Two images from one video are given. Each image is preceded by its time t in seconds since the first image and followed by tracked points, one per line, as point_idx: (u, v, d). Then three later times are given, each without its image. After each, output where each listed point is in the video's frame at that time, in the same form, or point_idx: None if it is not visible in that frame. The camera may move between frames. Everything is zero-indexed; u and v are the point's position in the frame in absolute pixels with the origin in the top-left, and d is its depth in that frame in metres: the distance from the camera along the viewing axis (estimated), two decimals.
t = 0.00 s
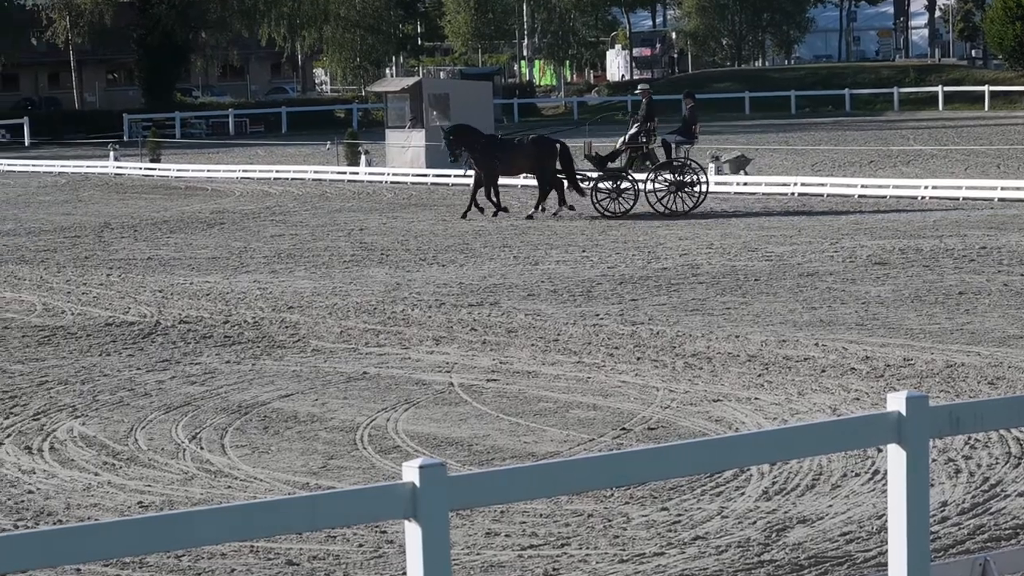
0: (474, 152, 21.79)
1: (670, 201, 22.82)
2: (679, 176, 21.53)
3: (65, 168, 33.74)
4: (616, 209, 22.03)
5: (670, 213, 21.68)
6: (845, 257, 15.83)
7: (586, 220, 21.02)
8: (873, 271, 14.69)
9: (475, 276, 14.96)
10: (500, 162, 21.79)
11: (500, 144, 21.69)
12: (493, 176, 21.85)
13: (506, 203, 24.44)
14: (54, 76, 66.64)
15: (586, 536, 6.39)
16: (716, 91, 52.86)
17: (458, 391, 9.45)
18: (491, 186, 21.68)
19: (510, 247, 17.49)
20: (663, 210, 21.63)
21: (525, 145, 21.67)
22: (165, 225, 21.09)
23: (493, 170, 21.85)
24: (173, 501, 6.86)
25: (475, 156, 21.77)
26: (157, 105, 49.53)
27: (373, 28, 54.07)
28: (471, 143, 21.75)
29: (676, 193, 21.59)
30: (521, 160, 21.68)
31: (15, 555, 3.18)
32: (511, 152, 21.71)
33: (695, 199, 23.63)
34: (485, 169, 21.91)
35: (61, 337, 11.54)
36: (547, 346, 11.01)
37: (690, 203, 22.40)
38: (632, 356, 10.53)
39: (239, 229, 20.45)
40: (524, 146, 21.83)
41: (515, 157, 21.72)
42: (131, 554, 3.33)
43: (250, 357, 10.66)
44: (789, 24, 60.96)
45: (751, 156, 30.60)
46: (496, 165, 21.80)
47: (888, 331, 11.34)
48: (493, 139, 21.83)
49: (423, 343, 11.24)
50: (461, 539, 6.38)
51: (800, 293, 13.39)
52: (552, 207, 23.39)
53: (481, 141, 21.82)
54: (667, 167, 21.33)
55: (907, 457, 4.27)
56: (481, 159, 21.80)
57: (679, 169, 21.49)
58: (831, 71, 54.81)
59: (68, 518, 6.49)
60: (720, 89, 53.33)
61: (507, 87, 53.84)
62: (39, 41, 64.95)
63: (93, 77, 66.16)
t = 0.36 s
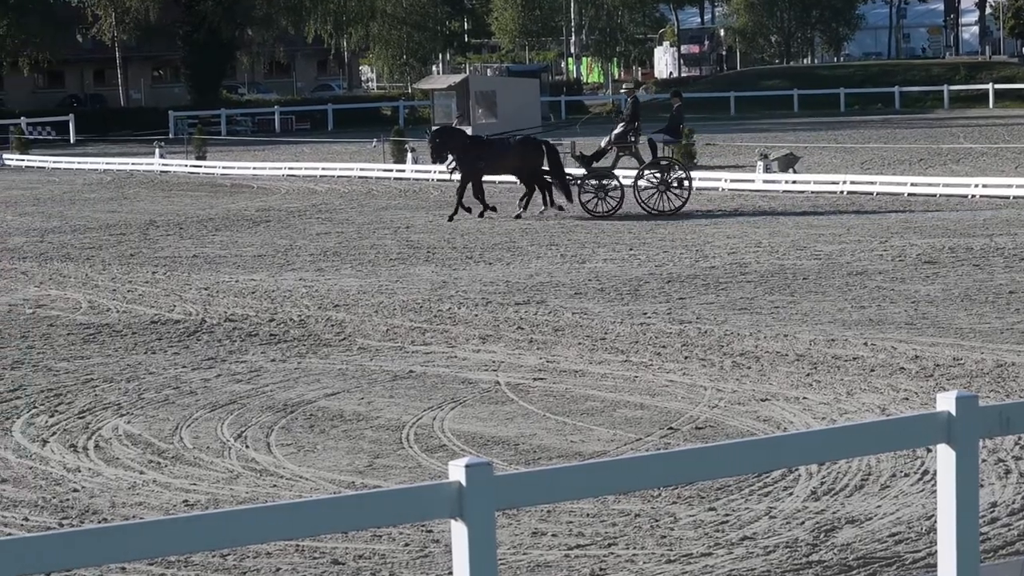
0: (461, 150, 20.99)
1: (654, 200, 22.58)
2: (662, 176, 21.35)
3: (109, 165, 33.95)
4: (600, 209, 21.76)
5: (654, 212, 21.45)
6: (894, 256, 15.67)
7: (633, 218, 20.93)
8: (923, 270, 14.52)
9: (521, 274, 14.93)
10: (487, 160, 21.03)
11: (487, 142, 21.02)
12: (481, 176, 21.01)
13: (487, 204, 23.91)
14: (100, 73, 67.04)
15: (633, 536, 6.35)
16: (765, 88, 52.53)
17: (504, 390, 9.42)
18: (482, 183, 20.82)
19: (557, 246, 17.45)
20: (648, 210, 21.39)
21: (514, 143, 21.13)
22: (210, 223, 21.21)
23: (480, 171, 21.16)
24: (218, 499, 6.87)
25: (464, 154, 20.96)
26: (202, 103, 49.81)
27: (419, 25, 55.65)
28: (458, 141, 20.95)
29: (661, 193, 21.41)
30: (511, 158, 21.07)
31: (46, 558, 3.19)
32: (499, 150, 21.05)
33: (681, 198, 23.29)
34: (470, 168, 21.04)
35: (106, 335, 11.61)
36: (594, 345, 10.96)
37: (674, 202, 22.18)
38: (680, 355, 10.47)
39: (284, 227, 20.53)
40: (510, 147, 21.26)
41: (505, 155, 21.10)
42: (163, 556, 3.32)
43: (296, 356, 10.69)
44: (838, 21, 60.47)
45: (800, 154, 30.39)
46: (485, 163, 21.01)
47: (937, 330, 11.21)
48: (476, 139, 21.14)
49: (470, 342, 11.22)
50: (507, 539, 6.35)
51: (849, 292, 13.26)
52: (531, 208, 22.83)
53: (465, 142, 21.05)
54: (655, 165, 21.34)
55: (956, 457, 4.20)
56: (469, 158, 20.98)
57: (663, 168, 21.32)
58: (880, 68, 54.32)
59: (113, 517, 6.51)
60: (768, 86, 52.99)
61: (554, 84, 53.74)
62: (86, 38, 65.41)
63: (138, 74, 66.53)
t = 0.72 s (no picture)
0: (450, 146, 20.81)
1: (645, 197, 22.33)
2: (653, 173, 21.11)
3: (159, 160, 34.19)
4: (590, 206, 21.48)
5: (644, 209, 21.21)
6: (951, 252, 15.46)
7: (684, 212, 20.81)
8: (980, 266, 14.31)
9: (573, 270, 14.88)
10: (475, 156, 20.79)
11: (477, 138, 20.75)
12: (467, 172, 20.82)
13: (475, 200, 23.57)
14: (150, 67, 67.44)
15: (685, 535, 6.29)
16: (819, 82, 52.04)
17: (555, 387, 9.38)
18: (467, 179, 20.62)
19: (609, 241, 17.38)
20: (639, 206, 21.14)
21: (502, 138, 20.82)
22: (258, 218, 21.30)
23: (468, 168, 20.88)
24: (266, 497, 6.87)
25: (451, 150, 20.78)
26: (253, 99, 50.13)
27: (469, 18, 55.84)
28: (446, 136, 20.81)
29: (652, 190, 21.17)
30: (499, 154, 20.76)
31: (90, 553, 3.27)
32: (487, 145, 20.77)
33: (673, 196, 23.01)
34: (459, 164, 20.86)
35: (155, 331, 11.70)
36: (646, 341, 10.89)
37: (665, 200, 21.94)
38: (733, 352, 10.38)
39: (332, 222, 20.58)
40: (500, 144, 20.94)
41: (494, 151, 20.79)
42: (200, 555, 3.39)
43: (344, 352, 10.69)
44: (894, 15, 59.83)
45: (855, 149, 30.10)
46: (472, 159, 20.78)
47: (995, 327, 11.04)
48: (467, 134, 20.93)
49: (521, 338, 11.19)
50: (558, 538, 6.30)
51: (904, 289, 13.10)
52: (519, 205, 22.49)
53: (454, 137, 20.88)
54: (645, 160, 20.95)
55: (1013, 457, 4.13)
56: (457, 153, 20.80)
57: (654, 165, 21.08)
58: (937, 61, 53.69)
59: (160, 514, 6.52)
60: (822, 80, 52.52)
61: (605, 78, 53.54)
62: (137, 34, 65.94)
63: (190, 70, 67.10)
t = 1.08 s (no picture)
0: (451, 148, 20.69)
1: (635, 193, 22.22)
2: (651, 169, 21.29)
3: (214, 153, 34.43)
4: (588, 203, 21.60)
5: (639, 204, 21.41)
6: (1017, 248, 15.20)
7: (743, 208, 20.64)
8: None
9: (632, 266, 14.81)
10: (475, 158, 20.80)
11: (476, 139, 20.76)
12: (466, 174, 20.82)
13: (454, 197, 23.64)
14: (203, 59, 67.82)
15: (744, 534, 6.21)
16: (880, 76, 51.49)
17: (613, 384, 9.32)
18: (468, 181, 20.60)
19: (667, 237, 17.27)
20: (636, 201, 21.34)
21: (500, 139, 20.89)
22: (313, 212, 21.40)
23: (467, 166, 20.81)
24: (321, 494, 6.87)
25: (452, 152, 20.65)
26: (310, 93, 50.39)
27: (526, 10, 55.98)
28: (446, 138, 20.67)
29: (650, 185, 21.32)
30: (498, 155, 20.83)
31: (138, 547, 3.32)
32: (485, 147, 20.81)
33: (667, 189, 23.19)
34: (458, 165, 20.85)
35: (210, 326, 11.77)
36: (705, 338, 10.80)
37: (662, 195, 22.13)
38: (793, 349, 10.27)
39: (386, 216, 20.62)
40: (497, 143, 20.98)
41: (493, 152, 20.84)
42: (245, 554, 3.43)
43: (400, 348, 10.69)
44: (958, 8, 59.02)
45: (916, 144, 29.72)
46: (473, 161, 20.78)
47: None
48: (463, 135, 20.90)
49: (578, 335, 11.13)
50: (616, 536, 6.24)
51: (969, 285, 12.90)
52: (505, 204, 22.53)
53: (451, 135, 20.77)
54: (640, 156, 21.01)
55: None
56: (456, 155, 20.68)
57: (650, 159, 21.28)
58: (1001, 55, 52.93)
59: (214, 512, 6.53)
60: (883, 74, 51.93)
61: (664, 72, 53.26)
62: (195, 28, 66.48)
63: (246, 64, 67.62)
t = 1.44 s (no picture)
0: (454, 146, 20.35)
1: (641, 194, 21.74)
2: (654, 169, 20.82)
3: (273, 149, 34.61)
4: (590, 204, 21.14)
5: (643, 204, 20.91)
6: None
7: (808, 204, 20.45)
8: None
9: (695, 263, 14.71)
10: (479, 155, 20.40)
11: (480, 136, 20.35)
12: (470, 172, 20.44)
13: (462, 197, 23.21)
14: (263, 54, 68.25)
15: (808, 534, 6.13)
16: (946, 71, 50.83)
17: (677, 382, 9.26)
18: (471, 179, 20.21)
19: (731, 233, 17.13)
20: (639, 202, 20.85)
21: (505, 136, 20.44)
22: (371, 208, 21.46)
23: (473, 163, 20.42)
24: (380, 492, 6.87)
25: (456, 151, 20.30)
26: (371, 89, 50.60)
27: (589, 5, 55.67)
28: (448, 136, 20.35)
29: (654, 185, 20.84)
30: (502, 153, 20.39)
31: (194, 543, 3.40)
32: (489, 144, 20.38)
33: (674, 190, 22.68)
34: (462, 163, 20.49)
35: (269, 323, 11.84)
36: (769, 335, 10.70)
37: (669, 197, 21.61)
38: (857, 347, 10.15)
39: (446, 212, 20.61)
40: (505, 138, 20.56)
41: (497, 148, 20.41)
42: (299, 552, 3.54)
43: (461, 345, 10.68)
44: None
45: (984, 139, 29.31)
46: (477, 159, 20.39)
47: None
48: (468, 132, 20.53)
49: (640, 332, 11.07)
50: (678, 536, 6.18)
51: None
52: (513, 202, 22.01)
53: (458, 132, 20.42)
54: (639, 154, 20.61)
55: None
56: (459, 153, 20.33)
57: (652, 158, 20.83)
58: None
59: (273, 510, 6.55)
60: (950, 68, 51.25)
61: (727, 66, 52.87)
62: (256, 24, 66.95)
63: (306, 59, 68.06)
